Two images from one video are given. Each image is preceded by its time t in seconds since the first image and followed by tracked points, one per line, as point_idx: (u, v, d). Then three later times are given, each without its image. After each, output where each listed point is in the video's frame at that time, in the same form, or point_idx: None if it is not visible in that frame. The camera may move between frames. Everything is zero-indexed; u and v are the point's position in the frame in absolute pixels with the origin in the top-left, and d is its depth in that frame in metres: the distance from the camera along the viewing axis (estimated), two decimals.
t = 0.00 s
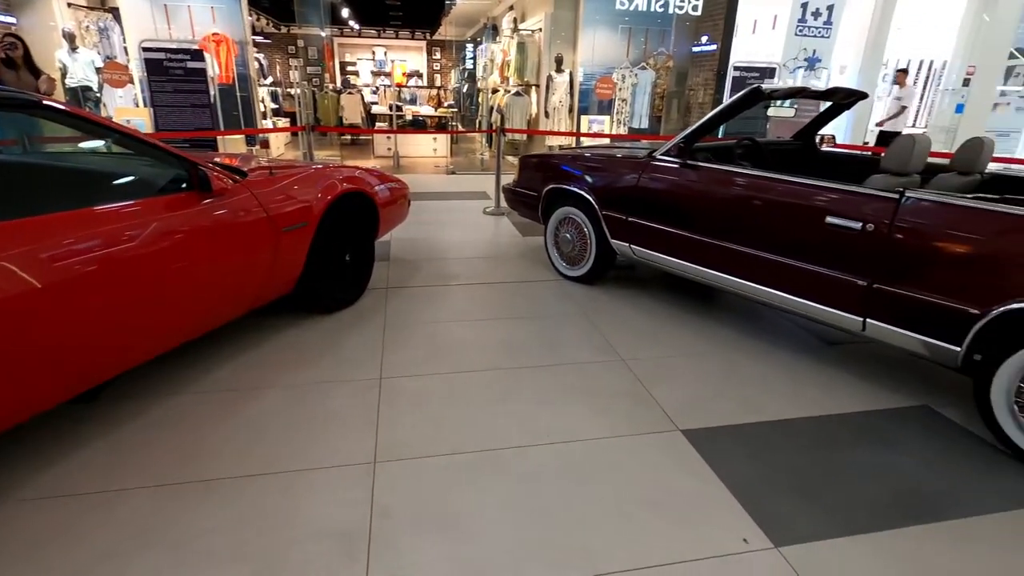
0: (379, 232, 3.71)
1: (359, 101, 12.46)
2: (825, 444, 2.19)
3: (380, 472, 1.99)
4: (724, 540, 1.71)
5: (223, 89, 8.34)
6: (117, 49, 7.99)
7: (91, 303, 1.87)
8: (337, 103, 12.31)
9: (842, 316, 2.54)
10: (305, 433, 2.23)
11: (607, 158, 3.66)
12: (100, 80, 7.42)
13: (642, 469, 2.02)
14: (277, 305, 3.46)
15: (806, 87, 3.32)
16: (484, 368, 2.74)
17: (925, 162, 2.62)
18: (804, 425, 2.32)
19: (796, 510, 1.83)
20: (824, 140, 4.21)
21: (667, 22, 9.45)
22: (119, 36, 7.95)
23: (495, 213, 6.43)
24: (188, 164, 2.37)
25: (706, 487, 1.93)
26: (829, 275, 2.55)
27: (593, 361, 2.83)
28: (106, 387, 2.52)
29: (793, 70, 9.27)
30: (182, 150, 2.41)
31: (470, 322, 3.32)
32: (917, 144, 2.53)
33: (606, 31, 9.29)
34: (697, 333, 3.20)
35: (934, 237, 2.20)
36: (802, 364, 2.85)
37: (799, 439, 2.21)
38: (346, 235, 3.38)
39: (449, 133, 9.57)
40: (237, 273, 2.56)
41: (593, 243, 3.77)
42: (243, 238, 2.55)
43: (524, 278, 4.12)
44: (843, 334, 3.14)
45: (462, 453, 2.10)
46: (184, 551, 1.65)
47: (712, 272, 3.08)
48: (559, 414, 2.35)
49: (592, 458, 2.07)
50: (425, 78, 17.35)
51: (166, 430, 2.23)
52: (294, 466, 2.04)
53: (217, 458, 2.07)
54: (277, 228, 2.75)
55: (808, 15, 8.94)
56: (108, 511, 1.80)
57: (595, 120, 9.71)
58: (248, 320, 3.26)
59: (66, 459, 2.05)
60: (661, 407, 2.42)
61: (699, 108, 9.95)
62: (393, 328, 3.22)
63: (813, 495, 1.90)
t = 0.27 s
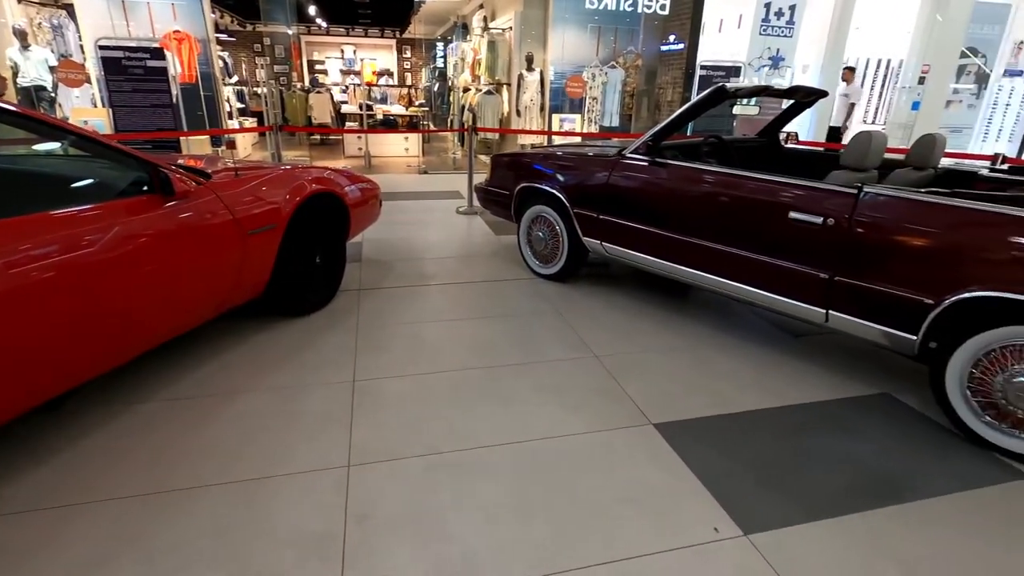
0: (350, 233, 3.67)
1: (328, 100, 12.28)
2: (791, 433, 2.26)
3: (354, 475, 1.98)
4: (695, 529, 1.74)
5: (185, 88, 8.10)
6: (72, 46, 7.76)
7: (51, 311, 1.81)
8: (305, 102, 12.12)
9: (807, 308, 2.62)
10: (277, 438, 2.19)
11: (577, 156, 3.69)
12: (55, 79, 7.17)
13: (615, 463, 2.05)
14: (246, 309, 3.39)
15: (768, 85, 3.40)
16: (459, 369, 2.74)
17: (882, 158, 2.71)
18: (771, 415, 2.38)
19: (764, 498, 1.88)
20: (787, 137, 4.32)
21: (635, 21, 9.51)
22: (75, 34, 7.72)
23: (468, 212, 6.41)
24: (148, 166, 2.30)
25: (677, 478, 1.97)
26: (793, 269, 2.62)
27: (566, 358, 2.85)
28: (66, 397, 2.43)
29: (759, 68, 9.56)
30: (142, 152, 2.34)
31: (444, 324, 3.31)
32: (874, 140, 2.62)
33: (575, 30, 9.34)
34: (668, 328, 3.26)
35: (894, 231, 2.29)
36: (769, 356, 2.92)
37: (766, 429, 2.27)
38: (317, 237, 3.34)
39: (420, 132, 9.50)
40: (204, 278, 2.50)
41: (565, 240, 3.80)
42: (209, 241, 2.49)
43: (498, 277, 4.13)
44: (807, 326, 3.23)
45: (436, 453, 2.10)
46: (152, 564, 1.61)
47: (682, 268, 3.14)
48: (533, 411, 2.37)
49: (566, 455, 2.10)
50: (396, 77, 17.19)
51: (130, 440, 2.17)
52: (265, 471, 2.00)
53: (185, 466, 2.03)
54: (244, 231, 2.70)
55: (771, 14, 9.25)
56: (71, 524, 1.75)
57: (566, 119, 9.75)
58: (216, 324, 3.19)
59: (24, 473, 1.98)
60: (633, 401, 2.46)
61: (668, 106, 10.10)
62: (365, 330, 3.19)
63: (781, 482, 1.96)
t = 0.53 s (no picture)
0: (324, 236, 3.65)
1: (300, 100, 12.11)
2: (757, 424, 2.34)
3: (329, 479, 1.99)
4: (665, 521, 1.80)
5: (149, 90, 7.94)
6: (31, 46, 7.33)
7: (16, 321, 1.78)
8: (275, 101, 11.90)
9: (772, 303, 2.70)
10: (251, 444, 2.19)
11: (550, 156, 3.73)
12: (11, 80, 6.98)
13: (589, 460, 2.10)
14: (217, 314, 3.35)
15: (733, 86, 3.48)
16: (434, 370, 2.76)
17: (841, 157, 2.81)
18: (739, 408, 2.46)
19: (731, 488, 1.95)
20: (754, 135, 4.43)
21: (607, 20, 9.56)
22: (33, 32, 7.27)
23: (444, 212, 6.41)
24: (113, 172, 2.26)
25: (648, 472, 2.02)
26: (759, 265, 2.71)
27: (541, 357, 2.89)
28: (32, 409, 2.38)
29: (728, 68, 9.79)
30: (106, 158, 2.29)
31: (419, 325, 3.33)
32: (833, 139, 2.71)
33: (548, 29, 9.34)
34: (640, 324, 3.33)
35: (861, 229, 2.36)
36: (738, 350, 3.01)
37: (734, 422, 2.35)
38: (289, 240, 3.31)
39: (394, 132, 9.44)
40: (173, 284, 2.47)
41: (539, 240, 3.84)
42: (179, 247, 2.46)
43: (474, 278, 4.15)
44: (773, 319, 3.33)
45: (412, 454, 2.12)
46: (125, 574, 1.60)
47: (653, 265, 3.20)
48: (507, 411, 2.41)
49: (540, 452, 2.14)
50: (369, 75, 17.03)
51: (101, 450, 2.14)
52: (239, 478, 2.00)
53: (158, 476, 2.01)
54: (214, 236, 2.67)
55: (739, 15, 9.48)
56: (39, 538, 1.72)
57: (540, 118, 9.80)
58: (187, 331, 3.15)
59: None
60: (606, 398, 2.51)
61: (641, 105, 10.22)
62: (340, 333, 3.19)
63: (747, 473, 2.03)
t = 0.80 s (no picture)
0: (308, 238, 3.66)
1: (284, 100, 12.04)
2: (733, 418, 2.40)
3: (314, 479, 2.02)
4: (643, 514, 1.85)
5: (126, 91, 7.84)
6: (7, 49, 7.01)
7: None
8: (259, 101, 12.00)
9: (748, 300, 2.77)
10: (236, 446, 2.21)
11: (532, 157, 3.78)
12: None
13: (570, 456, 2.15)
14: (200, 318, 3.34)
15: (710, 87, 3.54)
16: (418, 370, 2.79)
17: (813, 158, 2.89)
18: (716, 403, 2.52)
19: (706, 480, 2.01)
20: (733, 135, 4.50)
21: (591, 20, 9.63)
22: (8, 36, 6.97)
23: (429, 213, 6.43)
24: (94, 178, 2.26)
25: (626, 466, 2.08)
26: (736, 264, 2.77)
27: (523, 356, 2.94)
28: (14, 415, 2.38)
29: (710, 67, 9.92)
30: (86, 163, 2.29)
31: (404, 326, 3.36)
32: (805, 140, 2.78)
33: (532, 29, 9.38)
34: (622, 322, 3.38)
35: (840, 228, 2.41)
36: (717, 347, 3.07)
37: (711, 416, 2.41)
38: (273, 243, 3.32)
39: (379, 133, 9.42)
40: (157, 288, 2.48)
41: (522, 240, 3.88)
42: (161, 251, 2.47)
43: (458, 279, 4.18)
44: (751, 316, 3.41)
45: (396, 453, 2.16)
46: None
47: (633, 264, 3.27)
48: (490, 410, 2.45)
49: (522, 449, 2.18)
50: (354, 75, 16.95)
51: (85, 454, 2.15)
52: (225, 479, 2.02)
53: (143, 478, 2.02)
54: (198, 240, 2.68)
55: (720, 15, 9.60)
56: (24, 542, 1.73)
57: (525, 118, 9.84)
58: (171, 334, 3.15)
59: None
60: (588, 395, 2.56)
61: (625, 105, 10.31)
62: (324, 334, 3.21)
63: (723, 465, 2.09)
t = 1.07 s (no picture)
0: (294, 241, 3.71)
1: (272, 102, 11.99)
2: (706, 413, 2.49)
3: (299, 475, 2.09)
4: (615, 504, 1.94)
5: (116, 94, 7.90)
6: None
7: None
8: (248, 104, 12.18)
9: (723, 298, 2.86)
10: (224, 444, 2.27)
11: (516, 160, 3.85)
12: None
13: (549, 450, 2.23)
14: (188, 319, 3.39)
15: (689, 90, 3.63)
16: (402, 370, 2.86)
17: (786, 160, 2.98)
18: (691, 398, 2.61)
19: (677, 472, 2.09)
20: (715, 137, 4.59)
21: (579, 21, 9.69)
22: None
23: (418, 214, 6.49)
24: (81, 184, 2.31)
25: (601, 459, 2.16)
26: (711, 263, 2.86)
27: (506, 355, 3.02)
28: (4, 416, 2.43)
29: (697, 68, 9.94)
30: (74, 169, 2.34)
31: (390, 326, 3.42)
32: (778, 144, 2.87)
33: (520, 30, 9.44)
34: (603, 321, 3.47)
35: (823, 231, 2.44)
36: (694, 344, 3.17)
37: (686, 410, 2.50)
38: (260, 245, 3.37)
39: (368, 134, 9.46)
40: (144, 291, 2.53)
41: (507, 241, 3.96)
42: (149, 255, 2.52)
43: (445, 279, 4.25)
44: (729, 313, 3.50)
45: (379, 450, 2.23)
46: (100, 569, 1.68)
47: (613, 264, 3.35)
48: (472, 408, 2.53)
49: (502, 445, 2.26)
50: (344, 76, 16.94)
51: (75, 454, 2.20)
52: (212, 476, 2.08)
53: (132, 476, 2.08)
54: (185, 244, 2.73)
55: (706, 16, 9.61)
56: (16, 538, 1.79)
57: (514, 119, 9.91)
58: (160, 336, 3.20)
59: None
60: (567, 391, 2.64)
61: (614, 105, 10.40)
62: (311, 335, 3.27)
63: (694, 457, 2.18)
